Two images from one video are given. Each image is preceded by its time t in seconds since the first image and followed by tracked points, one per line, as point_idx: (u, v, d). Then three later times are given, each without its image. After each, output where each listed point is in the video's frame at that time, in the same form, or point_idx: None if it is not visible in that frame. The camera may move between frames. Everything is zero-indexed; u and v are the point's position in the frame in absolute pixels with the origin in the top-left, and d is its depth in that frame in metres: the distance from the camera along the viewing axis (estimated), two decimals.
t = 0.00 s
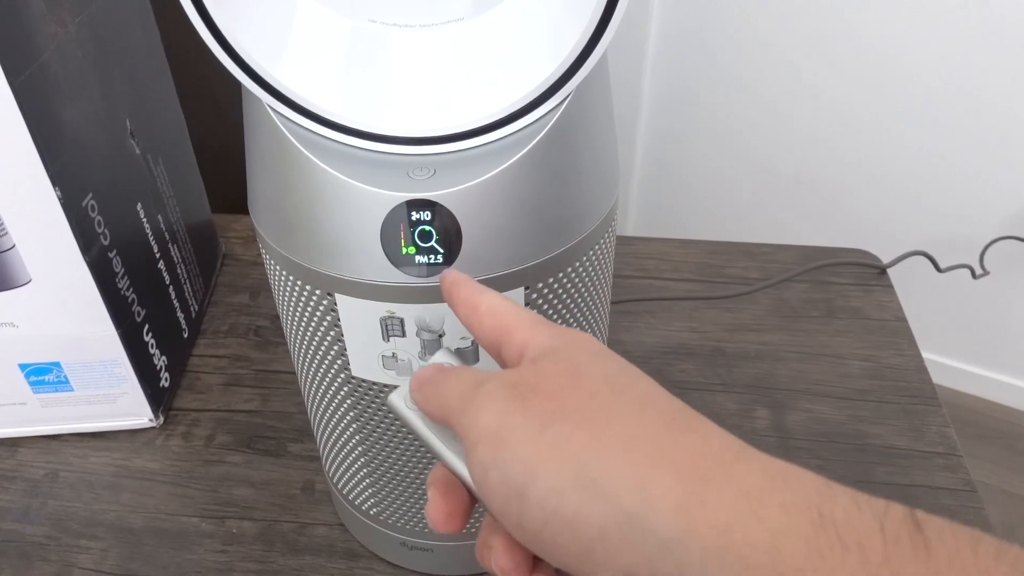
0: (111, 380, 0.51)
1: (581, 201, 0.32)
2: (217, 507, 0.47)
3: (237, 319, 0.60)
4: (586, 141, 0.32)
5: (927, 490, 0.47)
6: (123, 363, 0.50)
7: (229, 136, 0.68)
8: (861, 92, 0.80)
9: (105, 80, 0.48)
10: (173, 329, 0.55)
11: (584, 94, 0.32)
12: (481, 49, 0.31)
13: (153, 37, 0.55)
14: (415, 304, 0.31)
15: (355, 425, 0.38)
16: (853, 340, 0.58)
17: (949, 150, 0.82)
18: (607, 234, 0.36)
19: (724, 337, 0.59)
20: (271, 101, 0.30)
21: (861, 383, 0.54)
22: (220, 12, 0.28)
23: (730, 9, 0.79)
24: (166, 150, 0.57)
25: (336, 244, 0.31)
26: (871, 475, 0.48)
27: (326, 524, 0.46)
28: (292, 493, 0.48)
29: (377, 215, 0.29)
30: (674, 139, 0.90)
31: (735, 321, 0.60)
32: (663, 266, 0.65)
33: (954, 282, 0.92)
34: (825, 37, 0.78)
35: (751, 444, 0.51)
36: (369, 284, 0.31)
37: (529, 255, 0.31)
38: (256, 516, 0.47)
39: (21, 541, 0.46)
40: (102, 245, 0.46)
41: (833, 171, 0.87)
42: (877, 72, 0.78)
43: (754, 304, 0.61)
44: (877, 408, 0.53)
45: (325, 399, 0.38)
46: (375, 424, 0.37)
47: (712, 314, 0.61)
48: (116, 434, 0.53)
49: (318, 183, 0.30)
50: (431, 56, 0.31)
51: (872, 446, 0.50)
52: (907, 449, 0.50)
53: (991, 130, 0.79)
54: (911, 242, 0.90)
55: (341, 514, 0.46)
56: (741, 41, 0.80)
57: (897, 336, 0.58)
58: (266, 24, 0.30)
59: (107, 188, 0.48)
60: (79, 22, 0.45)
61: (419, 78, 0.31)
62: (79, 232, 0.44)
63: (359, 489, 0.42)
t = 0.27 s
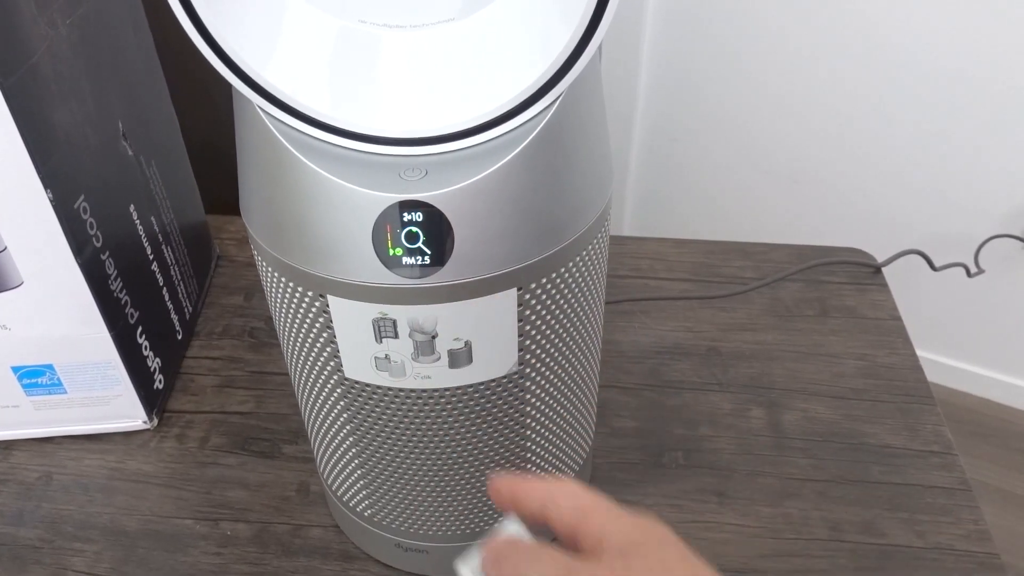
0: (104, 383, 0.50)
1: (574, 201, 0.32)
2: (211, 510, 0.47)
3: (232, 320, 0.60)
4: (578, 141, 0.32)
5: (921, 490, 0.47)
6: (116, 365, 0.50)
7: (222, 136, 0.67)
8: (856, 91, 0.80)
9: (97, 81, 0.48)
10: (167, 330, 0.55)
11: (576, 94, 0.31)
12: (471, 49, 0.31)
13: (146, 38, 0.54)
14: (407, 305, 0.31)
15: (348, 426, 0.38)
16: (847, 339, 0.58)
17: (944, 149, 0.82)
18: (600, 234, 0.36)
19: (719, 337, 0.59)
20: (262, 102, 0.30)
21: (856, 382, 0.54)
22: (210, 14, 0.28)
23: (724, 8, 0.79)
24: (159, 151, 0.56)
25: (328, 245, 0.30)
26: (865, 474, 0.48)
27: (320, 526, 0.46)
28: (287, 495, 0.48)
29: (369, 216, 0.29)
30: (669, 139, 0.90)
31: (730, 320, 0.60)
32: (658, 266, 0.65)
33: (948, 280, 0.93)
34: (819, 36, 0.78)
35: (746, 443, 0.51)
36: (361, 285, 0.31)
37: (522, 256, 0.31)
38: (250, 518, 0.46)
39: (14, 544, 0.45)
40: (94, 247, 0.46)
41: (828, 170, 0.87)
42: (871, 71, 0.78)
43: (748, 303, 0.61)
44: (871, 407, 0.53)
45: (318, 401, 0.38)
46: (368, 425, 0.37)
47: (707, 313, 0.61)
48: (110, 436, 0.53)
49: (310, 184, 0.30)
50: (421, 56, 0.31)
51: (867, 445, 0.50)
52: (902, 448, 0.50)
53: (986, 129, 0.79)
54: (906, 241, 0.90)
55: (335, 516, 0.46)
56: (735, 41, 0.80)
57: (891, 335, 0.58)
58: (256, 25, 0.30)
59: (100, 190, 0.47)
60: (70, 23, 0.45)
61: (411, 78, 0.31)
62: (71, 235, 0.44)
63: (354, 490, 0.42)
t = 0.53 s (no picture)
0: (105, 382, 0.50)
1: (580, 202, 0.32)
2: (213, 510, 0.47)
3: (233, 320, 0.60)
4: (585, 141, 0.32)
5: (926, 492, 0.47)
6: (117, 364, 0.49)
7: (223, 135, 0.67)
8: (859, 91, 0.80)
9: (98, 79, 0.47)
10: (168, 330, 0.54)
11: (583, 93, 0.31)
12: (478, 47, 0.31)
13: (147, 36, 0.54)
14: (412, 305, 0.31)
15: (352, 427, 0.38)
16: (851, 340, 0.58)
17: (946, 150, 0.82)
18: (606, 235, 0.36)
19: (722, 337, 0.58)
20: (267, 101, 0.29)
21: (860, 384, 0.54)
22: (215, 12, 0.28)
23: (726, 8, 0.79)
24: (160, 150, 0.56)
25: (334, 245, 0.30)
26: (870, 476, 0.48)
27: (323, 527, 0.46)
28: (289, 496, 0.48)
29: (375, 216, 0.29)
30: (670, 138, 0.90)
31: (733, 321, 0.60)
32: (661, 266, 0.65)
33: (950, 281, 0.93)
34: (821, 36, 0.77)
35: (750, 444, 0.50)
36: (366, 285, 0.31)
37: (528, 257, 0.31)
38: (252, 519, 0.46)
39: (14, 545, 0.45)
40: (95, 246, 0.46)
41: (829, 171, 0.87)
42: (874, 71, 0.78)
43: (752, 304, 0.61)
44: (876, 408, 0.53)
45: (322, 401, 0.38)
46: (373, 427, 0.37)
47: (710, 314, 0.60)
48: (111, 436, 0.52)
49: (315, 184, 0.30)
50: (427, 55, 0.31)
51: (871, 447, 0.50)
52: (907, 449, 0.50)
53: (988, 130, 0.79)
54: (908, 241, 0.90)
55: (338, 517, 0.46)
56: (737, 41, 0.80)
57: (895, 336, 0.58)
58: (261, 23, 0.29)
59: (101, 189, 0.47)
60: (71, 20, 0.44)
61: (417, 77, 0.31)
62: (72, 233, 0.43)
63: (357, 492, 0.42)
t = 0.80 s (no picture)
0: (115, 373, 0.50)
1: (595, 195, 0.32)
2: (223, 501, 0.47)
3: (240, 311, 0.60)
4: (600, 134, 0.31)
5: (934, 486, 0.47)
6: (127, 355, 0.49)
7: (230, 125, 0.67)
8: (867, 84, 0.80)
9: (107, 69, 0.47)
10: (176, 321, 0.54)
11: (599, 86, 0.31)
12: (494, 40, 0.30)
13: (155, 25, 0.54)
14: (426, 298, 0.31)
15: (363, 418, 0.38)
16: (859, 334, 0.58)
17: (955, 143, 0.81)
18: (619, 229, 0.36)
19: (730, 331, 0.58)
20: (282, 92, 0.29)
21: (868, 378, 0.54)
22: (231, 3, 0.28)
23: None
24: (168, 140, 0.56)
25: (348, 238, 0.30)
26: (878, 470, 0.48)
27: (332, 517, 0.46)
28: (298, 487, 0.48)
29: (389, 208, 0.29)
30: (677, 130, 0.89)
31: (741, 314, 0.60)
32: (669, 259, 0.65)
33: (957, 275, 0.92)
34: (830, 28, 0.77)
35: (758, 438, 0.51)
36: (380, 278, 0.31)
37: (542, 250, 0.31)
38: (262, 509, 0.46)
39: (25, 534, 0.45)
40: (105, 236, 0.46)
41: (836, 164, 0.87)
42: (883, 64, 0.78)
43: (760, 298, 0.61)
44: (884, 402, 0.53)
45: (333, 393, 0.38)
46: (384, 419, 0.37)
47: (718, 307, 0.60)
48: (120, 426, 0.52)
49: (330, 176, 0.30)
50: (443, 47, 0.30)
51: (879, 441, 0.50)
52: (915, 444, 0.50)
53: (997, 123, 0.78)
54: (915, 235, 0.90)
55: (347, 508, 0.46)
56: (746, 32, 0.80)
57: (903, 330, 0.58)
58: (277, 14, 0.29)
59: (111, 179, 0.47)
60: (81, 10, 0.44)
61: (432, 69, 0.31)
62: (83, 224, 0.43)
63: (367, 483, 0.42)
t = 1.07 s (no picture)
0: (123, 369, 0.51)
1: (603, 195, 0.32)
2: (230, 497, 0.47)
3: (248, 309, 0.60)
4: (608, 135, 0.32)
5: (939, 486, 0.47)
6: (135, 352, 0.50)
7: (238, 124, 0.67)
8: (872, 86, 0.80)
9: (118, 68, 0.48)
10: (185, 319, 0.55)
11: (608, 87, 0.31)
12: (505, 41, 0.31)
13: (165, 24, 0.54)
14: (435, 297, 0.31)
15: (371, 416, 0.38)
16: (864, 335, 0.58)
17: (959, 145, 0.81)
18: (627, 228, 0.36)
19: (735, 331, 0.59)
20: (295, 92, 0.30)
21: (873, 379, 0.54)
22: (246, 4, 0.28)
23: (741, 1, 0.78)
24: (178, 139, 0.56)
25: (358, 236, 0.30)
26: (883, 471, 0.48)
27: (338, 515, 0.47)
28: (305, 484, 0.48)
29: (400, 207, 0.29)
30: (682, 132, 0.90)
31: (746, 315, 0.60)
32: (674, 260, 0.65)
33: (962, 277, 0.92)
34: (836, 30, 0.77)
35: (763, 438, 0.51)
36: (390, 276, 0.31)
37: (551, 249, 0.31)
38: (269, 506, 0.47)
39: (34, 529, 0.46)
40: (115, 234, 0.46)
41: (841, 166, 0.87)
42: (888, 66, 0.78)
43: (765, 298, 0.61)
44: (889, 403, 0.53)
45: (341, 390, 0.38)
46: (392, 416, 0.37)
47: (723, 308, 0.61)
48: (128, 423, 0.53)
49: (341, 175, 0.30)
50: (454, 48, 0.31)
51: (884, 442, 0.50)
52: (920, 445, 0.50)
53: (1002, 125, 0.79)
54: (920, 237, 0.90)
55: (354, 505, 0.46)
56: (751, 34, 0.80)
57: (908, 331, 0.58)
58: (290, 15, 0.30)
59: (121, 178, 0.47)
60: (93, 9, 0.44)
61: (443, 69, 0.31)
62: (93, 222, 0.44)
63: (374, 480, 0.42)
